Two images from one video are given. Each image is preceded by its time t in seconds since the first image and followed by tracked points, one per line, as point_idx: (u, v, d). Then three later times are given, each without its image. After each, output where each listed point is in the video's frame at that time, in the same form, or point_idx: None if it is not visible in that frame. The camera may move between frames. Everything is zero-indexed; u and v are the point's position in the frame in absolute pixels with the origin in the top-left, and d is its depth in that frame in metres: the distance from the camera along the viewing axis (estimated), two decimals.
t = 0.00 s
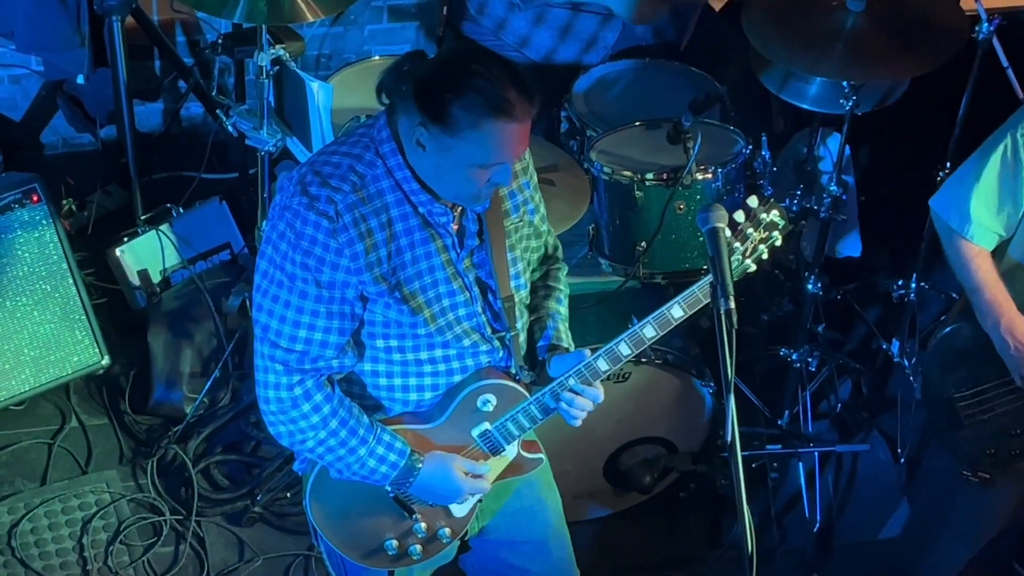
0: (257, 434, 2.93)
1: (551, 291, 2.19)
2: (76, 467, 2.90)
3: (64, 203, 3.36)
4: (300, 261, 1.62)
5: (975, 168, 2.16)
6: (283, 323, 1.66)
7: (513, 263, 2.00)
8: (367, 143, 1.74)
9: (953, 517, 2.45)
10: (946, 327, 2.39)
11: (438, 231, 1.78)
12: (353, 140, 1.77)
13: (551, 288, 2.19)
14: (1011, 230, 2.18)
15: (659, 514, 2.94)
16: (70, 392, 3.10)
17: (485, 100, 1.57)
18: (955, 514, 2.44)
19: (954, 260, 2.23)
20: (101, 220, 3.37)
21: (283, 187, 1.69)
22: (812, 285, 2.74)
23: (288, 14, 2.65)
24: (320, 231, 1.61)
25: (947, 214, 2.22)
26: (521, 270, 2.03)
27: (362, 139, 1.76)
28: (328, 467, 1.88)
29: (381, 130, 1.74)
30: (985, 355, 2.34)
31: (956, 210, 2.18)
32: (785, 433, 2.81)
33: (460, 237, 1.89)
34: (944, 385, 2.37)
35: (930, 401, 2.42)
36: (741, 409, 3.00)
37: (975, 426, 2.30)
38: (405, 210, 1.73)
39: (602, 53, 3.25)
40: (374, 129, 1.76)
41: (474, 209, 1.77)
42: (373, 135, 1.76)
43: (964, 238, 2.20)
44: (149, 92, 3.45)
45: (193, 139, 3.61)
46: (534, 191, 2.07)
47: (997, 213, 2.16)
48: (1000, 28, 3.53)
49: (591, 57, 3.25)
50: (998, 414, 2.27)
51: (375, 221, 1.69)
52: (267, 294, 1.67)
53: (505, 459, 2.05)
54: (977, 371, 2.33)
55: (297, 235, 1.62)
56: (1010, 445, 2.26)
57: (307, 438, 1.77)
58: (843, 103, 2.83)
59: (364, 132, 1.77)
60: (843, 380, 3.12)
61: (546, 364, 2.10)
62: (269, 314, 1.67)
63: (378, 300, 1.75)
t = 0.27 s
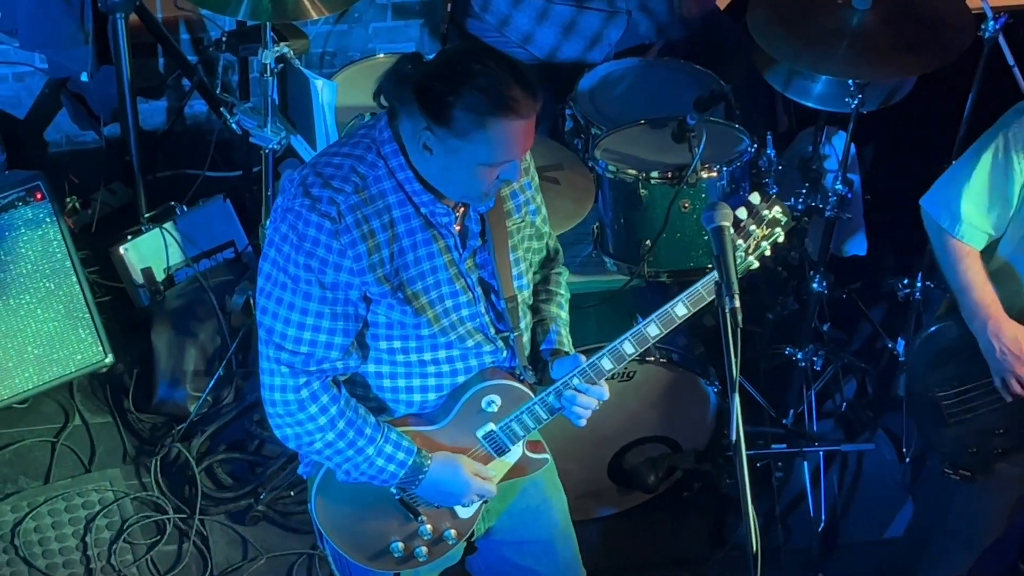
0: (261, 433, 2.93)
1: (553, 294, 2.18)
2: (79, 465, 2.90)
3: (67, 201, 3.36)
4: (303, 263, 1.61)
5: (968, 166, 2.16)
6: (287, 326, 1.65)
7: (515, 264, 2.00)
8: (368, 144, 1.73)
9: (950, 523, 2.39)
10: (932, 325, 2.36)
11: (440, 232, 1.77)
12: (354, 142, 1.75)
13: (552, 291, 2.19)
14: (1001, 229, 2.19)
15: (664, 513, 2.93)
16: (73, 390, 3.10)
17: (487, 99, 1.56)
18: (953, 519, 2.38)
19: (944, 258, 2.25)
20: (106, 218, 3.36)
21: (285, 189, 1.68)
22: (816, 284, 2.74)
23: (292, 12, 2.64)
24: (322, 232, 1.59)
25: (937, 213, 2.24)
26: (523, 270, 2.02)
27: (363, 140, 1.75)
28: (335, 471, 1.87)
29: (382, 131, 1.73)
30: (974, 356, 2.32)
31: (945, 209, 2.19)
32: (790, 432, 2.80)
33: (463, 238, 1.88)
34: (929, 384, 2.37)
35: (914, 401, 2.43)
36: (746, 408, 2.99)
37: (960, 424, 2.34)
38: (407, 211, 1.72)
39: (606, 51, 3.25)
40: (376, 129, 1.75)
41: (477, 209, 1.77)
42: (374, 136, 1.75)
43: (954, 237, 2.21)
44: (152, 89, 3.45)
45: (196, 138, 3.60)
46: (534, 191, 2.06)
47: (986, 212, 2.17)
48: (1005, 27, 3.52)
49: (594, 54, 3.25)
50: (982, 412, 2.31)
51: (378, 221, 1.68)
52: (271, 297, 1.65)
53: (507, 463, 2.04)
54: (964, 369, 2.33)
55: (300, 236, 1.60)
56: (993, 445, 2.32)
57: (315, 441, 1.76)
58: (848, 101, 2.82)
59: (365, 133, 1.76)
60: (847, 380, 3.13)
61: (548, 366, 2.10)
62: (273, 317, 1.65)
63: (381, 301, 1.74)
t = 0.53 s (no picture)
0: (262, 431, 2.92)
1: (557, 291, 2.16)
2: (79, 463, 2.89)
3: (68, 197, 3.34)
4: (305, 260, 1.59)
5: (950, 174, 2.09)
6: (289, 323, 1.64)
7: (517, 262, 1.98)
8: (370, 140, 1.71)
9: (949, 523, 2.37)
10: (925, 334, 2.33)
11: (442, 229, 1.76)
12: (354, 138, 1.74)
13: (556, 287, 2.16)
14: (985, 236, 2.13)
15: (667, 512, 2.92)
16: (73, 387, 3.08)
17: (488, 93, 1.55)
18: (951, 517, 2.37)
19: (930, 268, 2.19)
20: (106, 214, 3.38)
21: (286, 185, 1.66)
22: (820, 281, 2.74)
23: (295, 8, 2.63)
24: (324, 228, 1.58)
25: (920, 222, 2.17)
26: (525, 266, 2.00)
27: (365, 135, 1.73)
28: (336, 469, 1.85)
29: (383, 127, 1.71)
30: (966, 363, 2.29)
31: (930, 218, 2.12)
32: (794, 431, 2.79)
33: (465, 234, 1.86)
34: (922, 392, 2.36)
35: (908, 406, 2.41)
36: (750, 406, 2.99)
37: (956, 431, 2.32)
38: (408, 208, 1.70)
39: (609, 47, 3.27)
40: (378, 125, 1.74)
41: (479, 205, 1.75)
42: (376, 132, 1.74)
43: (939, 247, 2.15)
44: (153, 86, 3.44)
45: (198, 135, 3.58)
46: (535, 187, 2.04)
47: (971, 221, 2.10)
48: (1011, 24, 3.51)
49: (598, 49, 3.27)
50: (978, 418, 2.28)
51: (380, 218, 1.67)
52: (272, 294, 1.64)
53: (511, 460, 2.02)
54: (956, 378, 2.30)
55: (301, 233, 1.59)
56: (991, 449, 2.29)
57: (317, 440, 1.75)
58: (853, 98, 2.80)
59: (366, 128, 1.74)
60: (852, 377, 3.11)
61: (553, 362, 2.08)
62: (275, 315, 1.64)
63: (383, 298, 1.72)
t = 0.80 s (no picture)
0: (262, 428, 2.90)
1: (559, 285, 2.13)
2: (78, 459, 2.87)
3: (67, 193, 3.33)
4: (301, 253, 1.59)
5: (933, 190, 2.01)
6: (286, 317, 1.63)
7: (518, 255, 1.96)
8: (368, 133, 1.70)
9: (949, 525, 2.33)
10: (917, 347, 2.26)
11: (441, 222, 1.74)
12: (352, 130, 1.73)
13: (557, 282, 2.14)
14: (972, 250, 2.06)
15: (669, 510, 2.90)
16: (72, 383, 3.07)
17: (486, 84, 1.54)
18: (949, 521, 2.32)
19: (917, 283, 2.12)
20: (105, 209, 3.37)
21: (284, 179, 1.66)
22: (824, 277, 2.70)
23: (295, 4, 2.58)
24: (320, 222, 1.58)
25: (905, 238, 2.09)
26: (526, 261, 1.97)
27: (363, 129, 1.72)
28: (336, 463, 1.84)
29: (382, 120, 1.70)
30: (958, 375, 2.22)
31: (914, 235, 2.05)
32: (796, 428, 2.78)
33: (465, 228, 1.84)
34: (916, 406, 2.28)
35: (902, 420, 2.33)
36: (753, 403, 2.97)
37: (952, 444, 2.24)
38: (407, 200, 1.69)
39: (613, 42, 3.25)
40: (377, 117, 1.72)
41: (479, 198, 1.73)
42: (374, 125, 1.73)
43: (926, 263, 2.07)
44: (152, 80, 3.43)
45: (198, 129, 3.58)
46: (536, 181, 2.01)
47: (957, 236, 2.03)
48: (1016, 19, 3.48)
49: (602, 46, 3.24)
50: (974, 430, 2.21)
51: (377, 211, 1.66)
52: (270, 288, 1.63)
53: (512, 456, 2.01)
54: (951, 391, 2.23)
55: (298, 226, 1.59)
56: (987, 459, 2.22)
57: (313, 433, 1.73)
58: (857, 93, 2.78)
59: (365, 122, 1.73)
60: (856, 375, 3.10)
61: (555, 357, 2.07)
62: (272, 309, 1.64)
63: (381, 292, 1.71)
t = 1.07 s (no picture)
0: (261, 425, 2.88)
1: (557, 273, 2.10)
2: (76, 457, 2.85)
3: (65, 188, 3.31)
4: (298, 247, 1.58)
5: (939, 189, 1.98)
6: (282, 310, 1.62)
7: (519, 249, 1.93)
8: (368, 126, 1.68)
9: (950, 522, 2.31)
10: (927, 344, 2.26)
11: (440, 216, 1.72)
12: (353, 121, 1.71)
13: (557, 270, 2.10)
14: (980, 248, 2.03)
15: (670, 508, 2.88)
16: (70, 380, 3.05)
17: (487, 82, 1.51)
18: (953, 517, 2.30)
19: (924, 281, 2.09)
20: (103, 205, 3.35)
21: (283, 171, 1.65)
22: (827, 275, 2.68)
23: None
24: (318, 216, 1.57)
25: (912, 236, 2.06)
26: (526, 254, 1.94)
27: (363, 121, 1.70)
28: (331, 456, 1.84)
29: (382, 113, 1.68)
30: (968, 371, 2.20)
31: (922, 234, 2.02)
32: (799, 426, 2.77)
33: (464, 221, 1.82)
34: (926, 404, 2.26)
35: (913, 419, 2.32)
36: (755, 400, 2.96)
37: (962, 441, 2.21)
38: (405, 194, 1.67)
39: (616, 37, 3.25)
40: (377, 110, 1.70)
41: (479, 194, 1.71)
42: (375, 117, 1.71)
43: (933, 261, 2.05)
44: (150, 76, 3.41)
45: (196, 125, 3.55)
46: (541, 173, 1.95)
47: (965, 234, 2.00)
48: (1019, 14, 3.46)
49: (603, 41, 3.24)
50: (984, 427, 2.18)
51: (376, 205, 1.64)
52: (267, 281, 1.63)
53: (509, 450, 1.99)
54: (960, 388, 2.21)
55: (296, 219, 1.58)
56: (997, 456, 2.18)
57: (307, 427, 1.72)
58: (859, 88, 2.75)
59: (365, 114, 1.71)
60: (859, 372, 3.08)
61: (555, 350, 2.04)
62: (268, 301, 1.63)
63: (378, 286, 1.70)
